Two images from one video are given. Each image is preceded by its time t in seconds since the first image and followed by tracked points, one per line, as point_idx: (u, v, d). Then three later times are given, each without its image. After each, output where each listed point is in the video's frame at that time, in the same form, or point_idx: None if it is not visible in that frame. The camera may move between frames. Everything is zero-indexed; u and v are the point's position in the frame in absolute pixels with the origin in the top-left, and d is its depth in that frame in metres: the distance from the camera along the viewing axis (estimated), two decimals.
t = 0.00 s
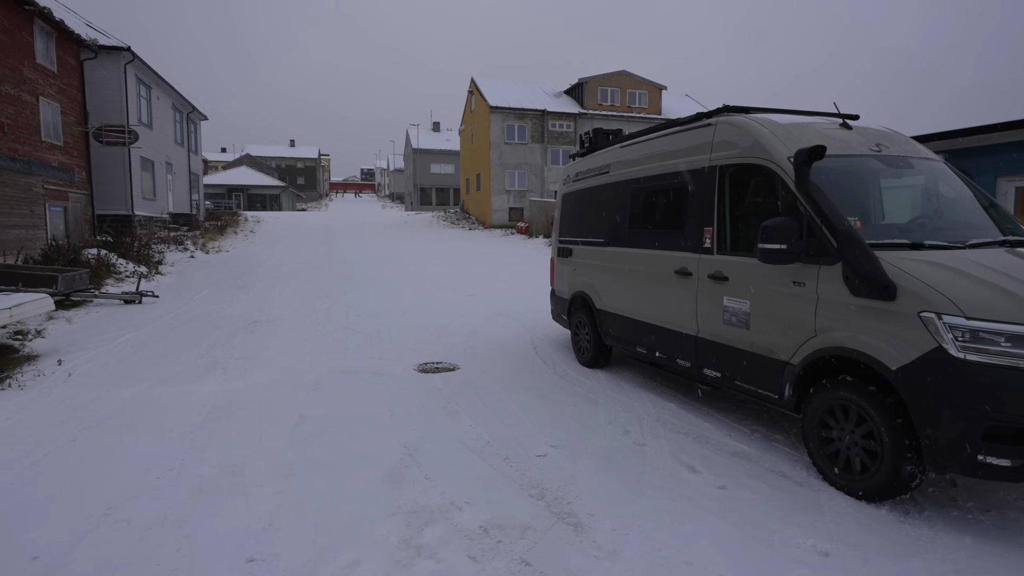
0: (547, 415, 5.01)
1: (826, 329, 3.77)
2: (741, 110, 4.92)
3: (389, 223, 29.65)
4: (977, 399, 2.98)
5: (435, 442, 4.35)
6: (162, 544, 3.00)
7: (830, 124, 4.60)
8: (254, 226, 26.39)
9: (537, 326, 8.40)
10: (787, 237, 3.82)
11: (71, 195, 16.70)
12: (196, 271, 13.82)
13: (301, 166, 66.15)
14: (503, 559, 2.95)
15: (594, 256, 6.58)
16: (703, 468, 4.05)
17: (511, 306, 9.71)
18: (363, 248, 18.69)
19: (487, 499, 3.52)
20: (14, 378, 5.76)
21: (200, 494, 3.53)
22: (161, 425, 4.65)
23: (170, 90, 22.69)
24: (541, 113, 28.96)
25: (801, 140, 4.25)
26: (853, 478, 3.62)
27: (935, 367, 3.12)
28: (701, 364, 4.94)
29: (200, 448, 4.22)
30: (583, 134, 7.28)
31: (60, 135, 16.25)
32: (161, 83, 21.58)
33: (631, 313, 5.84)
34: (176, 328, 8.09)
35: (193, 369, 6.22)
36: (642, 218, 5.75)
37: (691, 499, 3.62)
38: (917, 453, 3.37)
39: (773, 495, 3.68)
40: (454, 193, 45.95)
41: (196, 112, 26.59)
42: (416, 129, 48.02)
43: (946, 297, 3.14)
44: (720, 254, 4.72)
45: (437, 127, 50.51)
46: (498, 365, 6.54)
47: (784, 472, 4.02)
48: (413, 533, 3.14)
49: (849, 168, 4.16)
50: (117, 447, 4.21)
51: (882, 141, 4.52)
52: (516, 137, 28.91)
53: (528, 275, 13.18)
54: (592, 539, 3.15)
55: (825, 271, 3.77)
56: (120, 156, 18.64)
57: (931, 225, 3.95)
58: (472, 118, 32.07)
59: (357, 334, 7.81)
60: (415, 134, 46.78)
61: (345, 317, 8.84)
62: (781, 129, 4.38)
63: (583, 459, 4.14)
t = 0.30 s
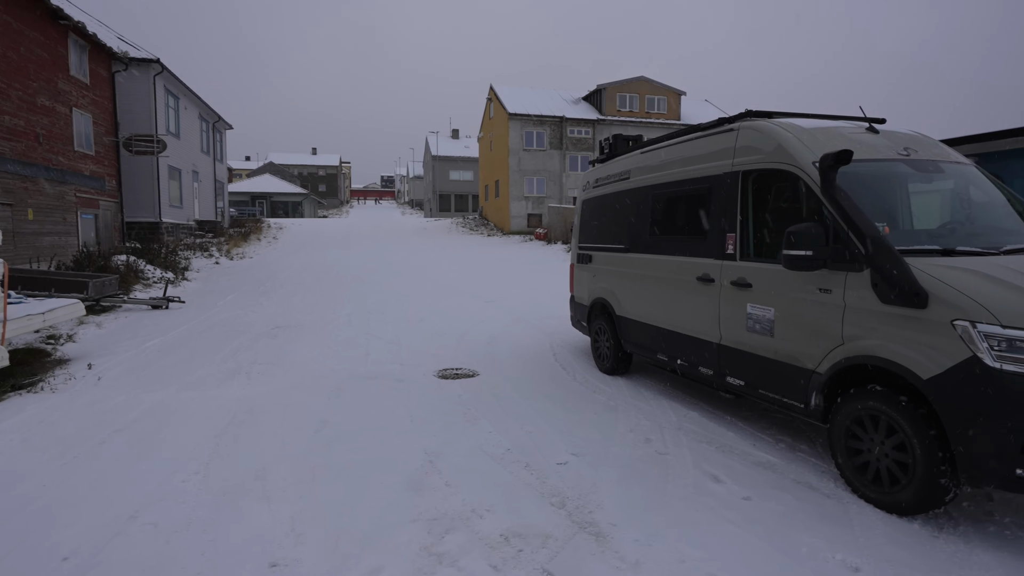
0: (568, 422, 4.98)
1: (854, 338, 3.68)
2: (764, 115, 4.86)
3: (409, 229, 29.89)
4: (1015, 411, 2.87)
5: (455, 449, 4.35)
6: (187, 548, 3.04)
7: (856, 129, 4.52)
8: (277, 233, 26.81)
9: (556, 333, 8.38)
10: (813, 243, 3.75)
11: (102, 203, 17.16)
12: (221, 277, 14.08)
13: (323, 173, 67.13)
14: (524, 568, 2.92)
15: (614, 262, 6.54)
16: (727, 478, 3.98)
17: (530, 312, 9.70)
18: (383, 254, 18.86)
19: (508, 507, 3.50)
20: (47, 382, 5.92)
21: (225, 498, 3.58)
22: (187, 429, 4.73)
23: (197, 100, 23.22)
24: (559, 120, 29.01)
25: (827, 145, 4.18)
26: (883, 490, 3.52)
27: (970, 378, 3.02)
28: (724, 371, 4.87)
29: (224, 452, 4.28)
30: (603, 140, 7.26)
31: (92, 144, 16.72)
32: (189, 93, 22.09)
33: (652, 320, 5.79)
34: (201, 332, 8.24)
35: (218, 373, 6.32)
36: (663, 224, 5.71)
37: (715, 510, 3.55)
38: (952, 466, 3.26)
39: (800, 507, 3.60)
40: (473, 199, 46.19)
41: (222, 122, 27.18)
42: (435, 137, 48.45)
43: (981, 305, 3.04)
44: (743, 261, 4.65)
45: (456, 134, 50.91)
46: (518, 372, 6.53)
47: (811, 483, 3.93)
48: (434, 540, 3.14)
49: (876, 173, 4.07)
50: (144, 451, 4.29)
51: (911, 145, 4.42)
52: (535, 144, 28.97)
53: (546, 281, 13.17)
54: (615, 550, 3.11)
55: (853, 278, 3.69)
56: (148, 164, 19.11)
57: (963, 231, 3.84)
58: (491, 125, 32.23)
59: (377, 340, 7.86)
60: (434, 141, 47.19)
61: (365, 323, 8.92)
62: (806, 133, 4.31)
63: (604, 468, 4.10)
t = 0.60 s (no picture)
0: (587, 428, 4.95)
1: (883, 344, 3.60)
2: (786, 118, 4.80)
3: (427, 234, 30.07)
4: None
5: (475, 454, 4.34)
6: (213, 550, 3.08)
7: (882, 131, 4.43)
8: (298, 238, 27.17)
9: (575, 338, 8.35)
10: (839, 247, 3.68)
11: (129, 210, 17.56)
12: (244, 281, 14.31)
13: (343, 179, 68.00)
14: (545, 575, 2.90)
15: (633, 267, 6.50)
16: (751, 487, 3.92)
17: (549, 318, 9.68)
18: (402, 259, 19.01)
19: (528, 514, 3.48)
20: (76, 384, 6.05)
21: (248, 501, 3.62)
22: (211, 432, 4.80)
23: (221, 108, 23.67)
24: (577, 125, 29.01)
25: (852, 148, 4.10)
26: (914, 501, 3.43)
27: (1004, 386, 2.93)
28: (747, 378, 4.79)
29: (247, 455, 4.33)
30: (622, 144, 7.23)
31: (120, 152, 17.12)
32: (213, 102, 22.53)
33: (673, 325, 5.74)
34: (224, 336, 8.37)
35: (241, 377, 6.41)
36: (684, 229, 5.66)
37: (739, 519, 3.49)
38: (986, 477, 3.16)
39: (826, 517, 3.53)
40: (490, 204, 46.32)
41: (245, 130, 27.68)
42: (454, 142, 48.76)
43: (1015, 311, 2.94)
44: (766, 266, 4.59)
45: (474, 140, 51.19)
46: (537, 377, 6.52)
47: (838, 493, 3.85)
48: (455, 546, 3.13)
49: (903, 176, 3.99)
50: (169, 453, 4.36)
51: (939, 147, 4.32)
52: (552, 149, 28.98)
53: (564, 286, 13.15)
54: (636, 558, 3.07)
55: (880, 283, 3.61)
56: (174, 171, 19.54)
57: (994, 236, 3.74)
58: (508, 130, 32.32)
59: (397, 345, 7.91)
60: (452, 147, 47.48)
61: (385, 327, 8.98)
62: (830, 136, 4.24)
63: (625, 475, 4.07)
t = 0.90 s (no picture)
0: (606, 432, 4.91)
1: (910, 350, 3.51)
2: (808, 120, 4.73)
3: (443, 238, 30.19)
4: None
5: (493, 458, 4.33)
6: (235, 550, 3.11)
7: (908, 132, 4.35)
8: (316, 242, 27.48)
9: (592, 342, 8.30)
10: (863, 251, 3.60)
11: (153, 214, 17.91)
12: (263, 285, 14.49)
13: (360, 184, 68.69)
14: None
15: (651, 271, 6.45)
16: (773, 494, 3.85)
17: (565, 321, 9.64)
18: (418, 263, 19.12)
19: (547, 519, 3.46)
20: (102, 386, 6.17)
21: (269, 503, 3.65)
22: (232, 433, 4.86)
23: (242, 115, 24.06)
24: (593, 128, 28.95)
25: (876, 150, 4.02)
26: (943, 512, 3.34)
27: None
28: (768, 384, 4.72)
29: (268, 457, 4.36)
30: (639, 148, 7.19)
31: (145, 158, 17.47)
32: (234, 108, 22.91)
33: (692, 330, 5.68)
34: (245, 339, 8.48)
35: (262, 379, 6.47)
36: (703, 232, 5.60)
37: (762, 527, 3.44)
38: (1019, 488, 3.06)
39: (852, 527, 3.45)
40: (506, 208, 46.40)
41: (265, 135, 28.10)
42: (470, 146, 48.96)
43: None
44: (788, 269, 4.52)
45: (489, 144, 51.38)
46: (554, 381, 6.49)
47: (864, 502, 3.76)
48: (474, 550, 3.12)
49: (930, 178, 3.90)
50: (192, 454, 4.42)
51: (967, 148, 4.22)
52: (568, 152, 28.95)
53: (581, 289, 13.10)
54: (657, 565, 3.04)
55: (907, 287, 3.53)
56: (196, 177, 19.89)
57: None
58: (524, 134, 32.37)
59: (414, 348, 7.94)
60: (468, 151, 47.70)
61: (402, 331, 9.03)
62: (854, 138, 4.17)
63: (644, 480, 4.03)
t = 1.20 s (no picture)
0: (621, 436, 4.88)
1: (933, 355, 3.44)
2: (827, 121, 4.67)
3: (457, 241, 30.28)
4: None
5: (508, 461, 4.32)
6: (253, 551, 3.13)
7: (930, 133, 4.27)
8: (331, 245, 27.71)
9: (607, 345, 8.26)
10: (885, 254, 3.54)
11: (173, 218, 18.20)
12: (280, 287, 14.65)
13: (375, 187, 69.22)
14: None
15: (667, 274, 6.41)
16: (792, 501, 3.79)
17: (580, 325, 9.61)
18: (432, 265, 19.20)
19: (563, 523, 3.44)
20: (124, 386, 6.27)
21: (286, 504, 3.67)
22: (250, 434, 4.90)
23: (259, 119, 24.36)
24: (607, 130, 28.89)
25: (898, 151, 3.96)
26: (968, 520, 3.27)
27: None
28: (786, 388, 4.66)
29: (285, 458, 4.40)
30: (655, 150, 7.14)
31: (165, 163, 17.77)
32: (251, 113, 23.21)
33: (708, 333, 5.63)
34: (262, 341, 8.57)
35: (279, 381, 6.53)
36: (720, 235, 5.55)
37: (781, 534, 3.39)
38: None
39: (874, 534, 3.39)
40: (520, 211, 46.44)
41: (282, 140, 28.44)
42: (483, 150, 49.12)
43: None
44: (807, 273, 4.46)
45: (503, 146, 51.51)
46: (569, 384, 6.46)
47: (885, 510, 3.69)
48: (490, 553, 3.11)
49: (953, 180, 3.83)
50: (211, 454, 4.47)
51: (992, 149, 4.14)
52: (582, 155, 28.90)
53: (595, 292, 13.05)
54: (675, 570, 3.00)
55: (931, 291, 3.46)
56: (214, 181, 20.18)
57: None
58: (538, 137, 32.38)
59: (429, 351, 7.96)
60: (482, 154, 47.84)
61: (417, 333, 9.06)
62: (874, 139, 4.10)
63: (660, 485, 3.99)
